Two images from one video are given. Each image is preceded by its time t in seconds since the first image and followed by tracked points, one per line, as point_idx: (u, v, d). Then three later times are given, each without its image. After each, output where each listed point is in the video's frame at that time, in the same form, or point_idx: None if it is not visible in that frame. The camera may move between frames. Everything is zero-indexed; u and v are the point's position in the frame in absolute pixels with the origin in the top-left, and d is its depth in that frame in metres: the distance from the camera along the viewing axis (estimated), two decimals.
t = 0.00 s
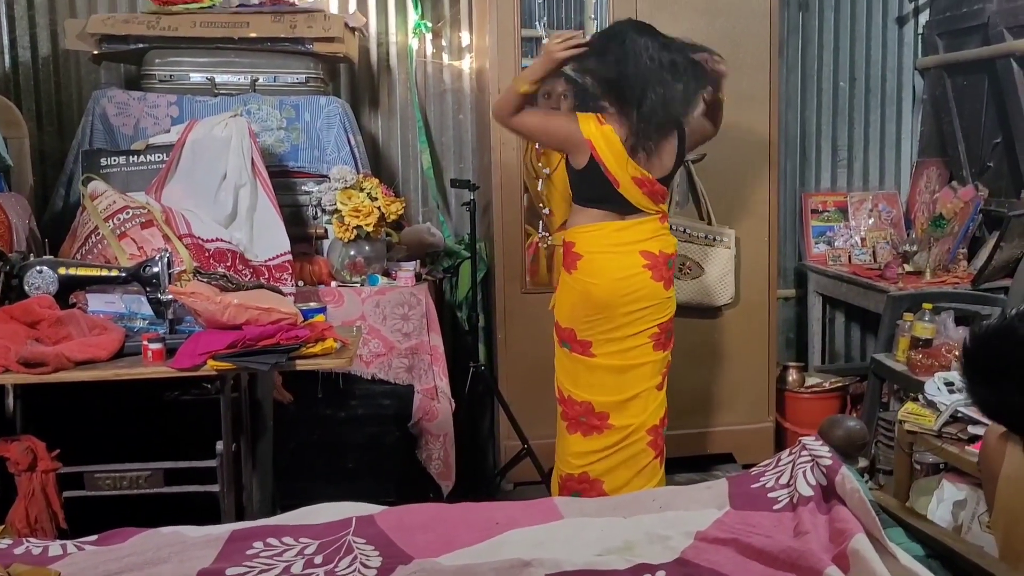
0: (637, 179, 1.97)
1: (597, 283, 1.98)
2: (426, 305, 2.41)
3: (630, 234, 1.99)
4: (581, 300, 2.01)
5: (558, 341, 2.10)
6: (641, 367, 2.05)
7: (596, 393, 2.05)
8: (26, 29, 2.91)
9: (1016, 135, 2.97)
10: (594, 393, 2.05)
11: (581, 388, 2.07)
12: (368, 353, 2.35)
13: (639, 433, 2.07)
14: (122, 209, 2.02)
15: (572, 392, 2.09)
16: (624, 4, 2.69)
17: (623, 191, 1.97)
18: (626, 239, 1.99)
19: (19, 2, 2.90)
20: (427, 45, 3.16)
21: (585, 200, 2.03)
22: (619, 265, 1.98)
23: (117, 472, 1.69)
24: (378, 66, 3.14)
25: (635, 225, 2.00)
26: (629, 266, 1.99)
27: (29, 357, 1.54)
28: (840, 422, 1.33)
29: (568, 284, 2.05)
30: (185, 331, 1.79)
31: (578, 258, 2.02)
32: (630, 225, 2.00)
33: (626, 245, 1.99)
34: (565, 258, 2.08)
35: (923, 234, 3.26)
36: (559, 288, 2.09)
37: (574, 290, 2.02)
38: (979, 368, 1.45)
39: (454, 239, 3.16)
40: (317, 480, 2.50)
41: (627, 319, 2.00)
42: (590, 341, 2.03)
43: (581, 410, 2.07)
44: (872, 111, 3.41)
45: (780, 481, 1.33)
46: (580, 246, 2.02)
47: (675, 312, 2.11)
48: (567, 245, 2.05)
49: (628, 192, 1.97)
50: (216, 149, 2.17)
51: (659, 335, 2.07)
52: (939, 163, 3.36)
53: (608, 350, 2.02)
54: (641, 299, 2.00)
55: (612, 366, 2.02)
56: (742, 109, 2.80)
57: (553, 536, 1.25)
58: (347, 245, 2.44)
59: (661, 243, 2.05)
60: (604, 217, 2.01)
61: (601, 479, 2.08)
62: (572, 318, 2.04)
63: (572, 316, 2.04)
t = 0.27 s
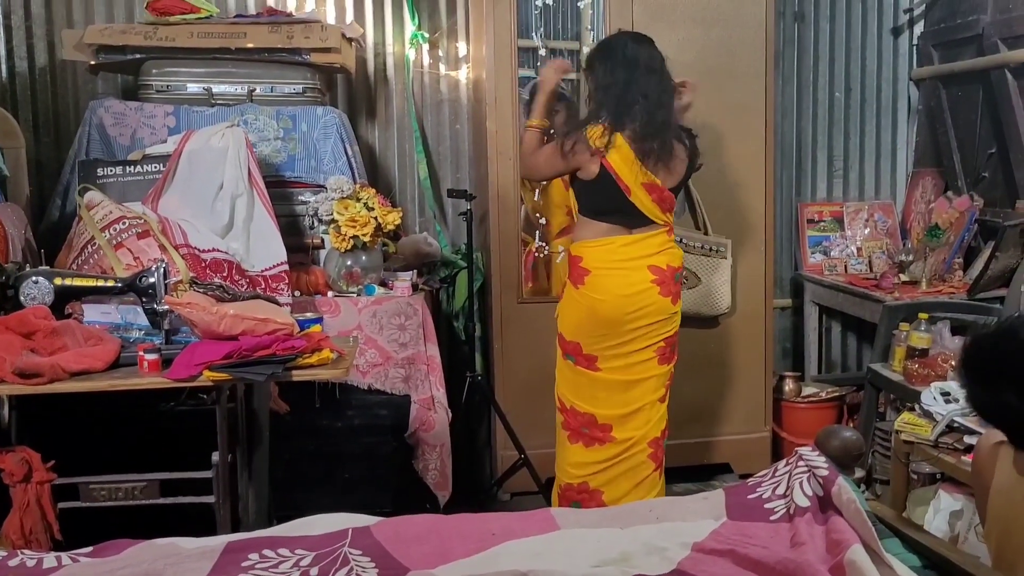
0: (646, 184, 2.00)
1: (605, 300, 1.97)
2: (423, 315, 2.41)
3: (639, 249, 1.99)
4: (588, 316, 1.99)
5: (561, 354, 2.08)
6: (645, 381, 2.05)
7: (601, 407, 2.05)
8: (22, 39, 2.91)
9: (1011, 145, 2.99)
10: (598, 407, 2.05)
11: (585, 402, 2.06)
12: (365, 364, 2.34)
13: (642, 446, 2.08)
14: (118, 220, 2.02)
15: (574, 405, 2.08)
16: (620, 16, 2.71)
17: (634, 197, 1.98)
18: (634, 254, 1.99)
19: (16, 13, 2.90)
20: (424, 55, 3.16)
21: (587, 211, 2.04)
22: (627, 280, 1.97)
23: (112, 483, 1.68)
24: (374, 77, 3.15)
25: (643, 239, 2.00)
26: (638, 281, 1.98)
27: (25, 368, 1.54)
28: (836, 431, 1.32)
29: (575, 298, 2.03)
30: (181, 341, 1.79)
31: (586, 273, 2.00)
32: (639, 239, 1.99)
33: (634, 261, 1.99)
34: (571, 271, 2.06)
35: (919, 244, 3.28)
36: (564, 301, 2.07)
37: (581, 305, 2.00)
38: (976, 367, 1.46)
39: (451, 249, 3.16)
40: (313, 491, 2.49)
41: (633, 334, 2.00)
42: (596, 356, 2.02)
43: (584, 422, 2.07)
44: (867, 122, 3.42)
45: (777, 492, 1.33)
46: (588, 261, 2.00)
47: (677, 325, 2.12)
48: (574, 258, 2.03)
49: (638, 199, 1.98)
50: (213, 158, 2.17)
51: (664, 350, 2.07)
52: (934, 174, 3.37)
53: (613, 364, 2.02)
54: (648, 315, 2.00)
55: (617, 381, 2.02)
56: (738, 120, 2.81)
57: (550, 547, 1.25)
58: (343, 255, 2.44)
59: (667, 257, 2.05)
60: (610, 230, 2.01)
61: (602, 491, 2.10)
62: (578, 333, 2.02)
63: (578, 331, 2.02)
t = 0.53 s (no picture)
0: (642, 185, 1.99)
1: (610, 305, 1.96)
2: (419, 322, 2.40)
3: (643, 254, 1.99)
4: (593, 321, 1.98)
5: (564, 361, 2.08)
6: (650, 389, 2.04)
7: (606, 415, 2.04)
8: (19, 46, 2.91)
9: (1006, 152, 2.99)
10: (604, 415, 2.04)
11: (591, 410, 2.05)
12: (360, 370, 2.33)
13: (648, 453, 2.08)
14: (114, 226, 2.02)
15: (579, 413, 2.07)
16: (616, 23, 2.71)
17: (630, 198, 1.98)
18: (639, 259, 1.99)
19: (12, 20, 2.91)
20: (420, 62, 3.17)
21: (585, 217, 2.04)
22: (632, 285, 1.97)
23: (107, 490, 1.68)
24: (371, 83, 3.15)
25: (646, 242, 2.00)
26: (642, 286, 1.98)
27: (19, 375, 1.53)
28: (832, 437, 1.32)
29: (578, 304, 2.02)
30: (176, 347, 1.79)
31: (589, 278, 2.00)
32: (642, 243, 2.00)
33: (638, 265, 1.99)
34: (572, 276, 2.05)
35: (915, 250, 3.27)
36: (567, 307, 2.06)
37: (585, 311, 1.99)
38: (975, 361, 1.55)
39: (448, 255, 3.15)
40: (309, 498, 2.48)
41: (639, 341, 1.99)
42: (601, 362, 2.01)
43: (590, 431, 2.06)
44: (862, 129, 3.43)
45: (774, 498, 1.33)
46: (591, 266, 2.00)
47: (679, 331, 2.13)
48: (576, 264, 2.03)
49: (635, 202, 1.98)
50: (210, 165, 2.17)
51: (668, 358, 2.07)
52: (930, 180, 3.37)
53: (619, 372, 2.01)
54: (653, 320, 1.99)
55: (622, 389, 2.02)
56: (733, 126, 2.82)
57: (547, 554, 1.24)
58: (340, 261, 2.43)
59: (671, 262, 2.05)
60: (614, 234, 2.01)
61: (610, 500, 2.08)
62: (582, 339, 2.01)
63: (583, 337, 2.01)
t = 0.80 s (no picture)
0: (624, 194, 1.99)
1: (595, 312, 1.97)
2: (416, 327, 2.43)
3: (627, 260, 1.98)
4: (581, 330, 1.99)
5: (559, 371, 2.09)
6: (645, 397, 2.02)
7: (601, 424, 2.02)
8: (16, 52, 2.91)
9: (1002, 157, 3.00)
10: (599, 425, 2.02)
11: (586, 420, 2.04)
12: (358, 376, 2.35)
13: (649, 463, 2.05)
14: (111, 232, 2.02)
15: (576, 423, 2.07)
16: (613, 30, 2.72)
17: (612, 206, 1.98)
18: (623, 265, 1.98)
19: (9, 26, 2.91)
20: (417, 68, 3.18)
21: (574, 224, 2.04)
22: (617, 292, 1.96)
23: (103, 497, 1.67)
24: (368, 90, 3.16)
25: (629, 249, 1.99)
26: (628, 292, 1.97)
27: (16, 381, 1.53)
28: (829, 443, 1.32)
29: (566, 314, 2.03)
30: (174, 354, 1.78)
31: (573, 287, 2.01)
32: (625, 249, 1.99)
33: (622, 272, 1.98)
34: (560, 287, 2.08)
35: (911, 256, 3.28)
36: (558, 316, 2.08)
37: (573, 320, 2.01)
38: (976, 362, 1.57)
39: (444, 261, 3.16)
40: (306, 504, 2.47)
41: (630, 348, 1.98)
42: (592, 371, 2.01)
43: (588, 442, 2.04)
44: (858, 135, 3.44)
45: (771, 504, 1.33)
46: (575, 274, 2.02)
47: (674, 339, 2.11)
48: (563, 273, 2.05)
49: (617, 211, 1.98)
50: (207, 170, 2.17)
51: (661, 365, 2.05)
52: (925, 186, 3.38)
53: (611, 380, 1.99)
54: (642, 327, 1.98)
55: (616, 397, 2.00)
56: (730, 132, 2.83)
57: (544, 560, 1.24)
58: (336, 268, 2.43)
59: (659, 269, 2.03)
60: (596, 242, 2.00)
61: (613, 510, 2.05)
62: (573, 348, 2.02)
63: (572, 345, 2.02)
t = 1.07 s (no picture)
0: (617, 199, 1.98)
1: (584, 319, 1.95)
2: (413, 328, 2.41)
3: (613, 265, 1.98)
4: (570, 337, 1.98)
5: (548, 379, 2.07)
6: (633, 404, 2.02)
7: (591, 432, 2.01)
8: (13, 54, 2.91)
9: (998, 159, 3.00)
10: (589, 433, 2.01)
11: (576, 428, 2.03)
12: (354, 378, 2.34)
13: (640, 470, 2.05)
14: (107, 234, 2.01)
15: (566, 432, 2.06)
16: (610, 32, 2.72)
17: (601, 209, 1.97)
18: (609, 271, 1.98)
19: (7, 28, 2.91)
20: (414, 70, 3.18)
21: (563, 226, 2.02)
22: (605, 299, 1.96)
23: (100, 498, 1.67)
24: (365, 92, 3.16)
25: (615, 254, 1.99)
26: (616, 298, 1.97)
27: (12, 383, 1.52)
28: (827, 445, 1.33)
29: (554, 321, 2.02)
30: (170, 355, 1.78)
31: (560, 293, 2.00)
32: (611, 254, 1.98)
33: (608, 278, 1.97)
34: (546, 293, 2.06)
35: (908, 258, 3.28)
36: (545, 323, 2.06)
37: (561, 327, 1.99)
38: (978, 357, 1.58)
39: (441, 263, 3.16)
40: (303, 506, 2.47)
41: (618, 354, 1.98)
42: (581, 379, 2.00)
43: (580, 450, 2.03)
44: (855, 137, 3.45)
45: (768, 505, 1.33)
46: (562, 280, 2.00)
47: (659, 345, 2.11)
48: (549, 279, 2.03)
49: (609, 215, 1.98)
50: (204, 172, 2.17)
51: (646, 370, 2.05)
52: (922, 188, 3.38)
53: (600, 388, 1.99)
54: (630, 333, 1.98)
55: (605, 405, 2.00)
56: (726, 134, 2.83)
57: (541, 562, 1.24)
58: (333, 269, 2.43)
59: (644, 274, 2.03)
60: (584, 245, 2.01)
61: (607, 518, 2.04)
62: (562, 355, 2.01)
63: (561, 353, 2.01)
